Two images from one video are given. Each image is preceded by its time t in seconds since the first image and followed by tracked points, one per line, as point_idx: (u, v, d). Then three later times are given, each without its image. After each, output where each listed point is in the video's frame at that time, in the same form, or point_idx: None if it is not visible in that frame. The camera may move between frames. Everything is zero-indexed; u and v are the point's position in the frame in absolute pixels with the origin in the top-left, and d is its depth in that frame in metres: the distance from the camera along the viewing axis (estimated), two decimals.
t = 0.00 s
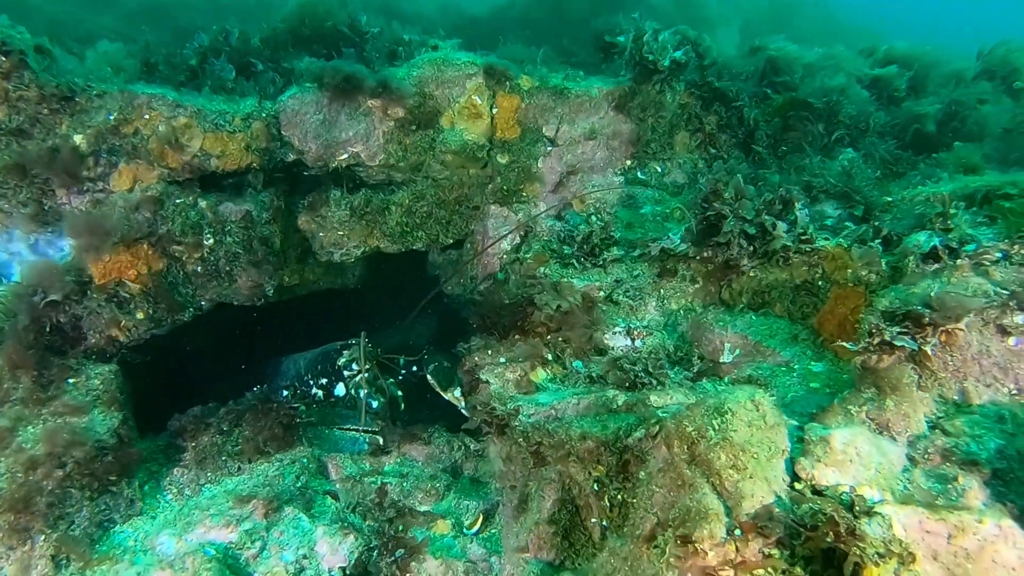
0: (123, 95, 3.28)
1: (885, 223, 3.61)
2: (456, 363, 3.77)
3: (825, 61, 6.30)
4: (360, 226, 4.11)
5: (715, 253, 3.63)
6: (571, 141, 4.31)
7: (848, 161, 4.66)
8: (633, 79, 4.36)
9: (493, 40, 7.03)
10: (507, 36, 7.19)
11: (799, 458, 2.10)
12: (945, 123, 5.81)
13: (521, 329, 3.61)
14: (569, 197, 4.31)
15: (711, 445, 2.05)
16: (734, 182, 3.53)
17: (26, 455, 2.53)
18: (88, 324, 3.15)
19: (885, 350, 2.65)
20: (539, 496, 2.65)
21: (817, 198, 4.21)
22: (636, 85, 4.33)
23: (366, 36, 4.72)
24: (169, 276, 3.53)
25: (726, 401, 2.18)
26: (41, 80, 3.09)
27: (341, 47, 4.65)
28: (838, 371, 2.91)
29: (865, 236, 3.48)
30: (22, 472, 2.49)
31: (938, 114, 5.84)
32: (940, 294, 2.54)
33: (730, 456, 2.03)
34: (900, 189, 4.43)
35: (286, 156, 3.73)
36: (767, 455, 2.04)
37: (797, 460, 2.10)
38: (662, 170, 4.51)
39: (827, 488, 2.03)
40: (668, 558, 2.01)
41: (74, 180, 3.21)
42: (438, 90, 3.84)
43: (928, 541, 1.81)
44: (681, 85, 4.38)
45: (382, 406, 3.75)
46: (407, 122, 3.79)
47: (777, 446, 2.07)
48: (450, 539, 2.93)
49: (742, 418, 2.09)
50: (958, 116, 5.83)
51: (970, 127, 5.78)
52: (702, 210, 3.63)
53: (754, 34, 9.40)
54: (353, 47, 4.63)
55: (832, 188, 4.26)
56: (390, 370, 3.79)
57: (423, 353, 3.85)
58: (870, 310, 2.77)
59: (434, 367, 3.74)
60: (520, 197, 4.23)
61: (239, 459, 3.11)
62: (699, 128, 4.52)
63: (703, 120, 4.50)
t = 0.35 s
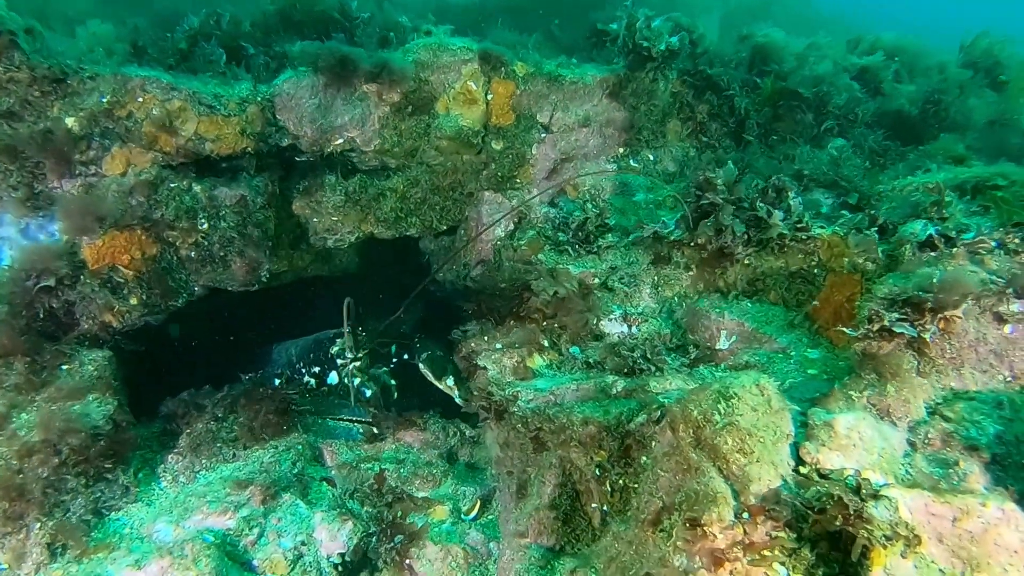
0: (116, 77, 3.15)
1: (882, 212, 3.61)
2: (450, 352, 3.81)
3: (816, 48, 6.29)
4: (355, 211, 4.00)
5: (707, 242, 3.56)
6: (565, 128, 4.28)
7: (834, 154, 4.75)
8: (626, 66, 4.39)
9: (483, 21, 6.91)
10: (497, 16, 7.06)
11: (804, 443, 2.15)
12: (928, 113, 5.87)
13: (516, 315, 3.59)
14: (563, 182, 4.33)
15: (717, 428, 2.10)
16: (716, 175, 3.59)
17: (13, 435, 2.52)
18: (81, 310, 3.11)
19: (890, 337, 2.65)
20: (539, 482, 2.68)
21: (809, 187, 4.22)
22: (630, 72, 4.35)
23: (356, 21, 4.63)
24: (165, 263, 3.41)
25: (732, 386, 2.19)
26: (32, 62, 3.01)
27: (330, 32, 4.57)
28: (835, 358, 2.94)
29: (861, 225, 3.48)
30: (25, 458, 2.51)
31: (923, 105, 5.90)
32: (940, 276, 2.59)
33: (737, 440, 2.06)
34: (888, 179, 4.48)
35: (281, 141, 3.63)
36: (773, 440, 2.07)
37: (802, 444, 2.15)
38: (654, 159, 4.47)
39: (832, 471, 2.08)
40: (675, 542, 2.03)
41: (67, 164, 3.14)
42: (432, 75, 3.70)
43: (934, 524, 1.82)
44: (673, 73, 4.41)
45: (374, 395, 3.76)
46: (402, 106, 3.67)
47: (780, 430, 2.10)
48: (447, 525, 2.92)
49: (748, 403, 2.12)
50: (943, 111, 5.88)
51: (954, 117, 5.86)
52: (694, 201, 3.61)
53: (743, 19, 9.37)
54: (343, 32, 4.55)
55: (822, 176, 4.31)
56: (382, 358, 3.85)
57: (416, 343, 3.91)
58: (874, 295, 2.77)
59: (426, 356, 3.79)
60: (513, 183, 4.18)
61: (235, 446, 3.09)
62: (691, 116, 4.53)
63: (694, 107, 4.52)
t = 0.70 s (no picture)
0: (106, 59, 3.09)
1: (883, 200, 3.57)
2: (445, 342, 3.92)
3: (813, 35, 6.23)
4: (349, 197, 3.85)
5: (705, 229, 3.52)
6: (562, 114, 4.20)
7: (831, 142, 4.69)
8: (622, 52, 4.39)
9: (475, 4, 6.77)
10: None
11: (813, 429, 2.16)
12: (920, 102, 5.81)
13: (514, 302, 3.57)
14: (559, 169, 4.15)
15: (726, 415, 2.06)
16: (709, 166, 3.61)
17: (9, 429, 2.46)
18: (72, 298, 3.00)
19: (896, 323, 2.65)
20: (541, 469, 2.69)
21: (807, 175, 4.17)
22: (626, 58, 4.37)
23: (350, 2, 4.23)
24: (158, 250, 3.32)
25: (740, 371, 2.20)
26: (19, 43, 2.92)
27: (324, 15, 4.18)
28: (836, 344, 2.94)
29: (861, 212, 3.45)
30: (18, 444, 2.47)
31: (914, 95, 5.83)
32: (942, 258, 2.59)
33: (747, 425, 2.04)
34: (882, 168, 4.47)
35: (276, 125, 3.57)
36: (783, 425, 2.05)
37: (811, 430, 2.16)
38: (652, 147, 4.34)
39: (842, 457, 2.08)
40: (685, 529, 2.02)
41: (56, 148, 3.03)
42: (429, 59, 3.63)
43: (947, 510, 1.80)
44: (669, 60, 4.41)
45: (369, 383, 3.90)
46: (398, 90, 3.58)
47: (790, 416, 2.09)
48: (447, 515, 2.88)
49: (756, 388, 2.11)
50: (933, 102, 5.81)
51: (944, 107, 5.79)
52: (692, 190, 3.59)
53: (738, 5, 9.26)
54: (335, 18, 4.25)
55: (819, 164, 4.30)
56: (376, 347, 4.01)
57: (408, 332, 4.01)
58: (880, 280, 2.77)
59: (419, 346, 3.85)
60: (510, 170, 4.04)
61: (230, 436, 3.02)
62: (687, 103, 4.43)
63: (690, 95, 4.43)
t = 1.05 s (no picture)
0: (98, 47, 2.99)
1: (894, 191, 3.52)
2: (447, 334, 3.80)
3: (813, 22, 6.13)
4: (349, 188, 3.78)
5: (712, 220, 3.42)
6: (564, 104, 4.11)
7: (835, 131, 4.60)
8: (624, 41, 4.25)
9: None
10: None
11: (834, 426, 2.13)
12: (921, 89, 5.69)
13: (518, 294, 3.51)
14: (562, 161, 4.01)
15: (744, 411, 2.04)
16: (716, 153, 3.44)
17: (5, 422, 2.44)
18: (65, 294, 2.90)
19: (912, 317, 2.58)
20: (550, 467, 2.63)
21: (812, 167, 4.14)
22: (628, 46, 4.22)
23: None
24: (154, 243, 3.17)
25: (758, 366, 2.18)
26: (7, 31, 2.83)
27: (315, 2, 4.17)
28: (847, 337, 2.93)
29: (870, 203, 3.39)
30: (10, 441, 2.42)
31: (916, 86, 5.68)
32: (953, 250, 2.55)
33: (767, 422, 2.00)
34: (887, 159, 4.37)
35: (274, 115, 3.46)
36: (802, 422, 2.03)
37: (831, 427, 2.13)
38: (654, 138, 4.16)
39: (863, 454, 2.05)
40: (703, 529, 1.99)
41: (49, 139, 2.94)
42: (430, 48, 3.50)
43: (973, 508, 1.77)
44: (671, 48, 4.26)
45: (371, 378, 3.73)
46: (399, 79, 3.49)
47: (809, 412, 2.06)
48: (454, 514, 2.81)
49: (776, 383, 2.09)
50: (933, 92, 5.65)
51: (944, 96, 5.66)
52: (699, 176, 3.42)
53: None
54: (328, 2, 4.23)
55: (821, 155, 4.26)
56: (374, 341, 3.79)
57: (410, 325, 3.86)
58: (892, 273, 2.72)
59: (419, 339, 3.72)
60: (512, 160, 3.92)
61: (230, 434, 2.95)
62: (690, 93, 4.23)
63: (693, 85, 4.24)
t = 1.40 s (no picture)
0: (93, 39, 2.89)
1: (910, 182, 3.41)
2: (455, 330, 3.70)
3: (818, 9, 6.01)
4: (354, 184, 3.67)
5: (723, 213, 3.33)
6: (572, 96, 3.92)
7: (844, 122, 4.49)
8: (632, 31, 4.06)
9: None
10: None
11: (860, 430, 2.12)
12: (929, 76, 5.58)
13: (528, 291, 3.42)
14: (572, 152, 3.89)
15: (770, 416, 2.00)
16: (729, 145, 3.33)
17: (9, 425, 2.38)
18: (62, 295, 2.84)
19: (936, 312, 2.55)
20: (566, 469, 2.59)
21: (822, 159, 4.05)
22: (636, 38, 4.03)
23: None
24: (154, 241, 3.11)
25: (782, 369, 2.14)
26: None
27: None
28: (864, 334, 2.87)
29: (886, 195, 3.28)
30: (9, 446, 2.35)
31: (923, 74, 5.58)
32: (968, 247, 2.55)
33: (792, 428, 1.97)
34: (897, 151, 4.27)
35: (275, 108, 3.33)
36: (828, 427, 2.00)
37: (858, 431, 2.12)
38: (662, 130, 4.04)
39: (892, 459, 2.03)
40: (728, 537, 1.97)
41: (46, 135, 2.86)
42: (434, 39, 3.41)
43: (1010, 517, 1.75)
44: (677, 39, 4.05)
45: (376, 377, 3.57)
46: (404, 70, 3.39)
47: (836, 416, 2.04)
48: (465, 517, 2.76)
49: (801, 387, 2.06)
50: (939, 80, 5.55)
51: (952, 85, 5.56)
52: (710, 167, 3.33)
53: None
54: None
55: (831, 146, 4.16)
56: (380, 339, 3.61)
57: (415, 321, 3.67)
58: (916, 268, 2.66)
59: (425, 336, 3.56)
60: (519, 153, 3.81)
61: (234, 437, 2.87)
62: (696, 85, 4.10)
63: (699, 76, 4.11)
